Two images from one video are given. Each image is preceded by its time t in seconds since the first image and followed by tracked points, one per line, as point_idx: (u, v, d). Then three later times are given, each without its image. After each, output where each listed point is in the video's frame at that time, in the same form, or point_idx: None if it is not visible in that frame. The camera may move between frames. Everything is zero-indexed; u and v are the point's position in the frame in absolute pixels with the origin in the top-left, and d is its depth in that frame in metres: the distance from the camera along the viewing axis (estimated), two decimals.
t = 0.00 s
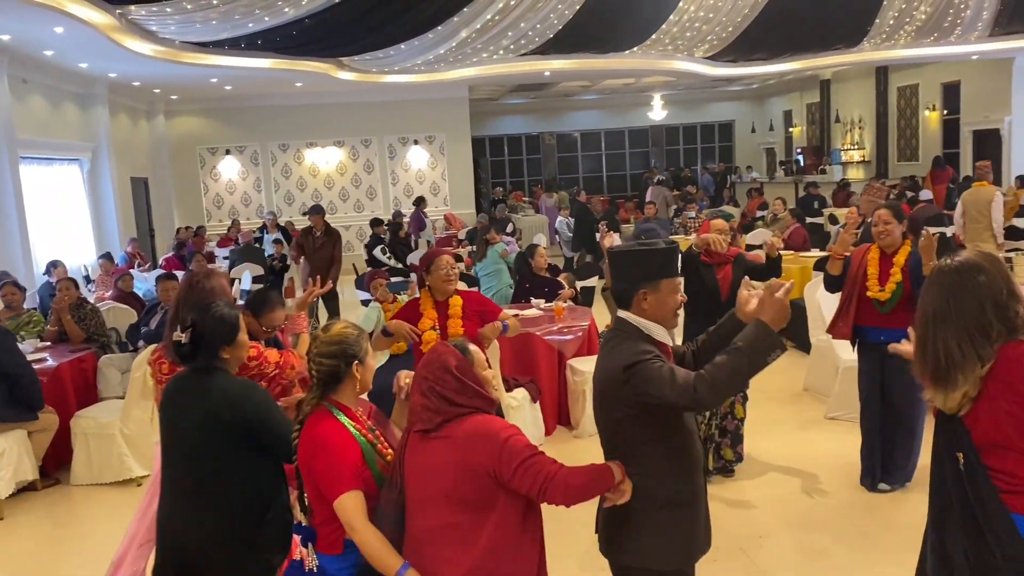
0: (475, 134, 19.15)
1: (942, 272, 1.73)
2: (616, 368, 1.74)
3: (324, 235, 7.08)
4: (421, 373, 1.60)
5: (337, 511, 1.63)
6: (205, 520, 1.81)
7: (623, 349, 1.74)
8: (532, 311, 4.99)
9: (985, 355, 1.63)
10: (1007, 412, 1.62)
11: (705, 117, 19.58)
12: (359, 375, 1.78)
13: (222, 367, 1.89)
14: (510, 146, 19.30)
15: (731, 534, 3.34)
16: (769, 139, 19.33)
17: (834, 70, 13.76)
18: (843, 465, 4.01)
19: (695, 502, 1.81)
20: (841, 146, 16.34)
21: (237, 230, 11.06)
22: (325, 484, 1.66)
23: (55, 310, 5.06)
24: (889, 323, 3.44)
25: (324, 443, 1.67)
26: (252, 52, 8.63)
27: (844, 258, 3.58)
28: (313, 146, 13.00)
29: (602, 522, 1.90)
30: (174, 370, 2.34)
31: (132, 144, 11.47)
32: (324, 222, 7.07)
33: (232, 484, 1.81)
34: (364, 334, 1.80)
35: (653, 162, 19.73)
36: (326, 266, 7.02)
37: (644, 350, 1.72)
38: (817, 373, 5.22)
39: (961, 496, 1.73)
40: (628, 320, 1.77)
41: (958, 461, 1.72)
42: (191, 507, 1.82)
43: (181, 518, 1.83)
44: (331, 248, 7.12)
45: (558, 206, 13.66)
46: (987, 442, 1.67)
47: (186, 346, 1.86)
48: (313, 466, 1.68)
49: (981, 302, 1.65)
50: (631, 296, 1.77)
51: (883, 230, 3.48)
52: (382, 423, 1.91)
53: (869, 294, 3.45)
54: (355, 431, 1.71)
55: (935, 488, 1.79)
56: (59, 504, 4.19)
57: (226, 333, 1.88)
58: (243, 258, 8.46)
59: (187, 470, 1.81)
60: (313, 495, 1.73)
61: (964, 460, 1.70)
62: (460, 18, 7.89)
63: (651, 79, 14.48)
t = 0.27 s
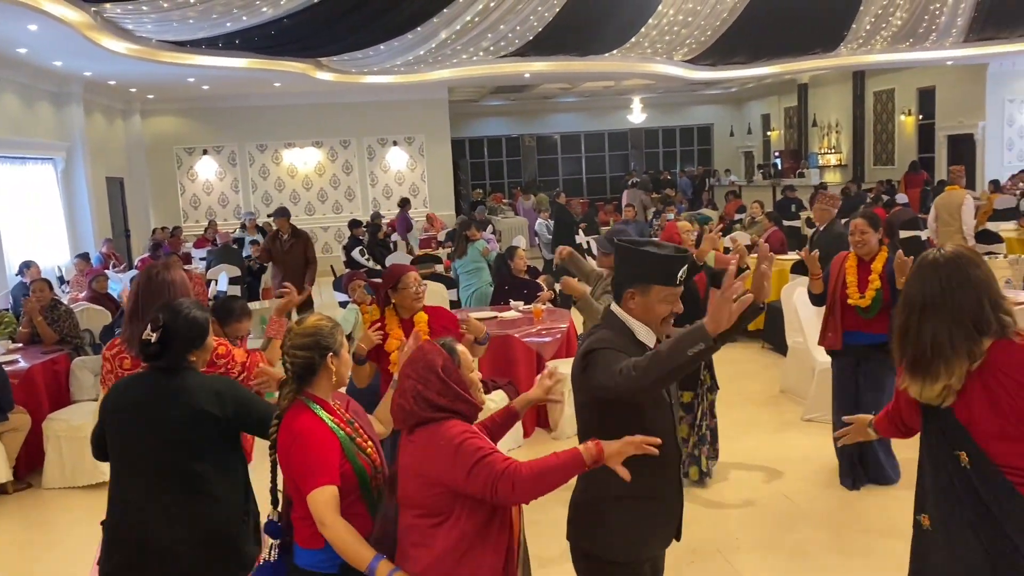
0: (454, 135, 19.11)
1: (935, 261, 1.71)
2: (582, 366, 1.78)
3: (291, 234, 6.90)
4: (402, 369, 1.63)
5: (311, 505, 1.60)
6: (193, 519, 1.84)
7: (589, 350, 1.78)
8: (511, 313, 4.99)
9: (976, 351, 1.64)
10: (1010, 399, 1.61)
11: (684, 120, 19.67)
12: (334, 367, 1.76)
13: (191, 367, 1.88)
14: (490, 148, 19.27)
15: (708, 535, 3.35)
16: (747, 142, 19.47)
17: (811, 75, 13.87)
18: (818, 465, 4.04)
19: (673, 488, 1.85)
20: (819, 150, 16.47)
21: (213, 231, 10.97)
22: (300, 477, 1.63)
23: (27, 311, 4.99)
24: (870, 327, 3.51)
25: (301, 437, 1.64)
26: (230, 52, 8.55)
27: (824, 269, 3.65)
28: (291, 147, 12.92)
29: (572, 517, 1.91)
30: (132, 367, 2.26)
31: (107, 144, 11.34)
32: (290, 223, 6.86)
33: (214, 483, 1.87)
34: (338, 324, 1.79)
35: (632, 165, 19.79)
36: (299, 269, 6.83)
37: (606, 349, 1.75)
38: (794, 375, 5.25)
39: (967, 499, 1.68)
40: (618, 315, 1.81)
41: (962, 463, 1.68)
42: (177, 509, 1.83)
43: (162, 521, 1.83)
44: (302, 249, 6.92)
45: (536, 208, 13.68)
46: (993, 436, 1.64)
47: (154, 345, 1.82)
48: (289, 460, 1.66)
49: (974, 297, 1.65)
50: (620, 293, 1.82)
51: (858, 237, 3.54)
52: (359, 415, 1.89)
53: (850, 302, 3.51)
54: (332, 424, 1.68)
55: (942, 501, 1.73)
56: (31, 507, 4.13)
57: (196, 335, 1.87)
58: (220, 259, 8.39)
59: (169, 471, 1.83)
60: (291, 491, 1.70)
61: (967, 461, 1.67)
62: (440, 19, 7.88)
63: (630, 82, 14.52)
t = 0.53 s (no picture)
0: (435, 136, 19.07)
1: (937, 277, 1.71)
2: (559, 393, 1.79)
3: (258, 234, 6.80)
4: (398, 378, 1.59)
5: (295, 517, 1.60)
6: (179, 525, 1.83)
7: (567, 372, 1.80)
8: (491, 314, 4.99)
9: (985, 373, 1.63)
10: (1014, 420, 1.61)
11: (664, 123, 19.76)
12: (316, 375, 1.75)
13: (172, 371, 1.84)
14: (470, 149, 19.26)
15: (688, 538, 3.35)
16: (726, 145, 19.60)
17: (789, 78, 13.97)
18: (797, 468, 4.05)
19: (664, 509, 1.81)
20: (797, 153, 16.60)
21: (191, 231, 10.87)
22: (283, 486, 1.63)
23: None
24: (846, 322, 3.55)
25: (286, 448, 1.63)
26: (208, 50, 8.49)
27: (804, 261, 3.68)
28: (271, 147, 12.84)
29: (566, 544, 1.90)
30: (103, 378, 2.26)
31: (83, 143, 11.21)
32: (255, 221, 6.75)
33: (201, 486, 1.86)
34: (321, 333, 1.78)
35: (612, 167, 19.84)
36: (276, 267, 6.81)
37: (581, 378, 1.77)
38: (773, 378, 5.27)
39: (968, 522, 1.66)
40: (609, 334, 1.81)
41: (963, 488, 1.66)
42: (164, 516, 1.81)
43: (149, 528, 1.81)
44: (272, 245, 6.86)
45: (516, 209, 13.68)
46: (997, 459, 1.62)
47: (134, 349, 1.78)
48: (272, 470, 1.64)
49: (978, 317, 1.66)
50: (612, 310, 1.81)
51: (840, 233, 3.58)
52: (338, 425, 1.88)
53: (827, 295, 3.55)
54: (317, 434, 1.68)
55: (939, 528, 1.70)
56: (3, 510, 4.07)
57: (177, 340, 1.82)
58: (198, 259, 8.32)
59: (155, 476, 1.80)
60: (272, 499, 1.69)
61: (968, 486, 1.65)
62: (420, 19, 7.86)
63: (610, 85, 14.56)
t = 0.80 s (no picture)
0: (417, 138, 19.04)
1: (949, 269, 1.74)
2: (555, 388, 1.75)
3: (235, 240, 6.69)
4: (404, 371, 1.63)
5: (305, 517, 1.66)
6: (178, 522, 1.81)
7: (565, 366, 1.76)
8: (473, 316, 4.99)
9: (996, 365, 1.67)
10: None
11: (646, 127, 19.84)
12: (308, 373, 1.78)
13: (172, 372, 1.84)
14: (453, 151, 19.25)
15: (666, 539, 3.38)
16: (708, 148, 19.71)
17: (770, 82, 14.06)
18: (778, 469, 4.08)
19: (675, 512, 1.79)
20: (778, 157, 16.72)
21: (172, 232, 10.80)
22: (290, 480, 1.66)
23: None
24: (819, 325, 3.59)
25: (294, 442, 1.66)
26: (190, 51, 8.45)
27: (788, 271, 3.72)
28: (252, 147, 12.78)
29: (574, 541, 1.87)
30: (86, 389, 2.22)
31: (63, 143, 11.12)
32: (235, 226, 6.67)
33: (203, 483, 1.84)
34: (311, 331, 1.82)
35: (595, 170, 19.90)
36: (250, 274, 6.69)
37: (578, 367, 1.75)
38: (755, 379, 5.30)
39: (999, 514, 1.67)
40: (610, 330, 1.80)
41: (994, 480, 1.67)
42: (163, 518, 1.81)
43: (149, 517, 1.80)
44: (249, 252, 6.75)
45: (500, 212, 13.69)
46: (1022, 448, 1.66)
47: (133, 348, 1.81)
48: (273, 466, 1.67)
49: (990, 307, 1.69)
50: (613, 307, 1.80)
51: (820, 237, 3.59)
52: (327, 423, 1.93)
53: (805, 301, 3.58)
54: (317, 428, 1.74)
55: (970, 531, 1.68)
56: None
57: (174, 340, 1.82)
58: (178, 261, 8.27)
59: (150, 473, 1.79)
60: (266, 496, 1.70)
61: (1001, 477, 1.66)
62: (404, 21, 7.87)
63: (593, 87, 14.61)
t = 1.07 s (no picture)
0: (401, 139, 18.99)
1: (966, 281, 1.61)
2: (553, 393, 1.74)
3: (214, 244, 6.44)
4: (411, 372, 1.70)
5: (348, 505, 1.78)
6: (177, 520, 1.89)
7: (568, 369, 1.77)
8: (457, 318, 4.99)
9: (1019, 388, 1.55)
10: None
11: (630, 130, 19.90)
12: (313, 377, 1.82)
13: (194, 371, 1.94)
14: (437, 153, 19.21)
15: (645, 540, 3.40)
16: (690, 152, 19.79)
17: (753, 86, 14.13)
18: (762, 473, 4.06)
19: (679, 525, 1.80)
20: (760, 160, 16.82)
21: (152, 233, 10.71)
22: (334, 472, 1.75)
23: None
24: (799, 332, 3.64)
25: (333, 439, 1.75)
26: (172, 51, 8.39)
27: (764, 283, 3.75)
28: (234, 148, 12.71)
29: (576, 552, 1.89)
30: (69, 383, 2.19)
31: (42, 142, 11.01)
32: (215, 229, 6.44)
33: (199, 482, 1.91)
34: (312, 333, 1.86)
35: (578, 173, 19.94)
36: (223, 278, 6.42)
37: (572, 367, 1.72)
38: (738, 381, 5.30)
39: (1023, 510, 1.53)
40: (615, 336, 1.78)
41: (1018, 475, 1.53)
42: (172, 517, 1.89)
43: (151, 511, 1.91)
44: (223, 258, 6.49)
45: (484, 214, 13.68)
46: None
47: (157, 345, 1.92)
48: (296, 465, 1.74)
49: (1006, 325, 1.57)
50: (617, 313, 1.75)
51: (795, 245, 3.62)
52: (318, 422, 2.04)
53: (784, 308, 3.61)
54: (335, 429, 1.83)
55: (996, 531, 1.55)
56: None
57: (195, 339, 1.92)
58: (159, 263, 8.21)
59: (159, 469, 1.89)
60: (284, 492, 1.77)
61: None
62: (387, 23, 7.85)
63: (575, 90, 14.65)
